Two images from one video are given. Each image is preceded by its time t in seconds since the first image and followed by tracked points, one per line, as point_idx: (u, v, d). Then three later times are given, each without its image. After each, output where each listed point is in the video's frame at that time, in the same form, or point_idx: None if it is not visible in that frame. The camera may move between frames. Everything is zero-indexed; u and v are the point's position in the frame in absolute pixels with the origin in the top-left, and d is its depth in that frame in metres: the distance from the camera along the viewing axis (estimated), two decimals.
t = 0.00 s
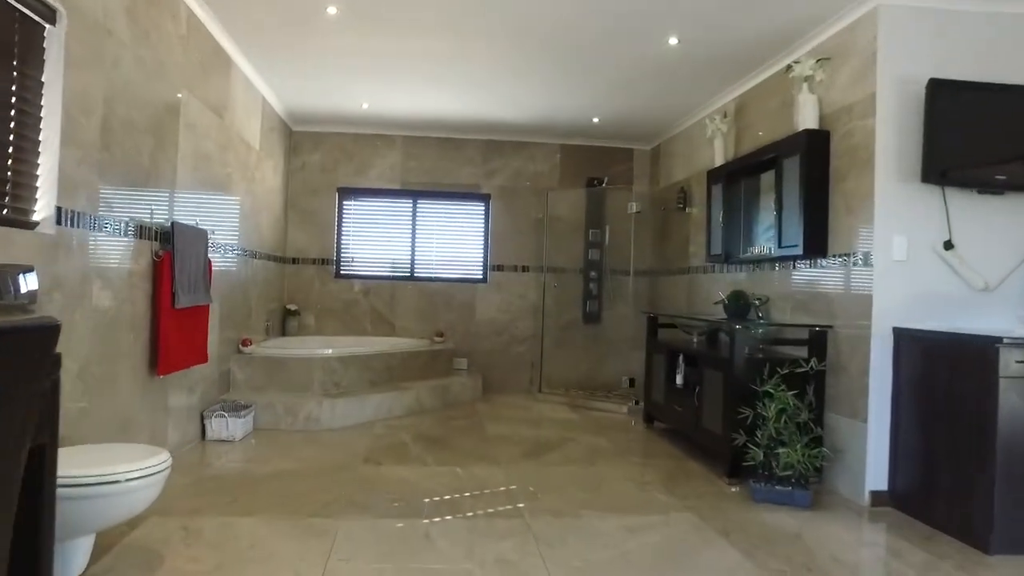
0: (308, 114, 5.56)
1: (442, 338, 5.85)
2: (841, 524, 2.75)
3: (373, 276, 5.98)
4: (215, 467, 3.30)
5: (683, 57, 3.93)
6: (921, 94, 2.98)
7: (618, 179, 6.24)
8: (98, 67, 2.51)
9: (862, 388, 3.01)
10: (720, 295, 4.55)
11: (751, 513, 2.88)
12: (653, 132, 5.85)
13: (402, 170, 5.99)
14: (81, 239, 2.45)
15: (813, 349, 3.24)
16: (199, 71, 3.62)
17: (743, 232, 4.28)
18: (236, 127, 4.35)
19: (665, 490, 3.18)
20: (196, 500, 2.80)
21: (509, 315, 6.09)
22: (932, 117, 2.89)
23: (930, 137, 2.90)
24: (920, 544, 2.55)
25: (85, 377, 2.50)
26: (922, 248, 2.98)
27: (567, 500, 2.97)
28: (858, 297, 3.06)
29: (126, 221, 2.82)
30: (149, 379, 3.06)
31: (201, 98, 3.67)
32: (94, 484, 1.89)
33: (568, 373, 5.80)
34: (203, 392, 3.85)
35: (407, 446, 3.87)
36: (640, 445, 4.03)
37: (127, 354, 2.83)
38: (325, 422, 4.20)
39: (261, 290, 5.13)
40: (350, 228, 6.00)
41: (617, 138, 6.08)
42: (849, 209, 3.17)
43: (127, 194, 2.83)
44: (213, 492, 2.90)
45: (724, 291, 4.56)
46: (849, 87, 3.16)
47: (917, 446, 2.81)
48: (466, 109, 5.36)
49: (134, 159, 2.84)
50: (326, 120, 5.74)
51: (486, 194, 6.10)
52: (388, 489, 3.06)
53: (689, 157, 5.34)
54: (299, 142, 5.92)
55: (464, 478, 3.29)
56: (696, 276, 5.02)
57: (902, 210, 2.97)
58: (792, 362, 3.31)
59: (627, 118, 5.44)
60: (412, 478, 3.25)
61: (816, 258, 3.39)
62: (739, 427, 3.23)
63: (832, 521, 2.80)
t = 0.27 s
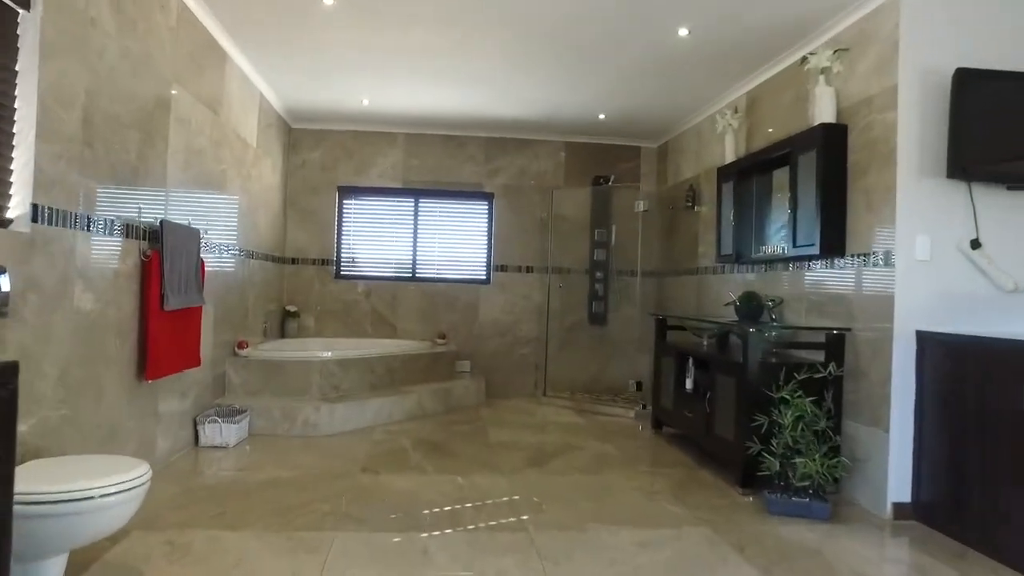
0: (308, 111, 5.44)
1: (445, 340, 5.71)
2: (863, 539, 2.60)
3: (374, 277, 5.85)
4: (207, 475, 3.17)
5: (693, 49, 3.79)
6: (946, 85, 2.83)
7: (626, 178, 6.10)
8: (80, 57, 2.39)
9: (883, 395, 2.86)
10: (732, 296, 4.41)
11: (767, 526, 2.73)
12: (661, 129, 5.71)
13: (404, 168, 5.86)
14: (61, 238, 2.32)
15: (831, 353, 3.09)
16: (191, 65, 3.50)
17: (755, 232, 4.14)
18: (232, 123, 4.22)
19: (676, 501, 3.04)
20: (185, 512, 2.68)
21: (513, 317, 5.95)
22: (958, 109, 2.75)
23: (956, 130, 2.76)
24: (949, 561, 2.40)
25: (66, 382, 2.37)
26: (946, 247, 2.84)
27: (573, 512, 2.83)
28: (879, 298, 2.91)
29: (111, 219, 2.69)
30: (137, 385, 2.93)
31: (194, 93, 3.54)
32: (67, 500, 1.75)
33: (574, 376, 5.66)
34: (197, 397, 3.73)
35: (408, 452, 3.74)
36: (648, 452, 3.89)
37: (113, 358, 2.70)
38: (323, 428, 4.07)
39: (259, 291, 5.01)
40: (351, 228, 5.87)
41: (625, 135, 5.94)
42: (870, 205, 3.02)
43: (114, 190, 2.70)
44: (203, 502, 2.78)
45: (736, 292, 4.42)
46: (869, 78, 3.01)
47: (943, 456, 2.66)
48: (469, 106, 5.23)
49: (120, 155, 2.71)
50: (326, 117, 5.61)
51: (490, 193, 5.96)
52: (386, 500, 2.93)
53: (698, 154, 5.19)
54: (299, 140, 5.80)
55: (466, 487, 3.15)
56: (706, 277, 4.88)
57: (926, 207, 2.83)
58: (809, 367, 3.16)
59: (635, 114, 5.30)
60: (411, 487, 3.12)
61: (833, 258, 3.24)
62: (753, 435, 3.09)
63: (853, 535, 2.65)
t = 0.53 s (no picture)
0: (309, 108, 5.34)
1: (448, 342, 5.61)
2: (885, 551, 2.49)
3: (377, 277, 5.76)
4: (202, 481, 3.07)
5: (704, 42, 3.68)
6: (970, 77, 2.72)
7: (632, 176, 6.00)
8: (67, 47, 2.29)
9: (904, 400, 2.75)
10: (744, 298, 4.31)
11: (784, 536, 2.62)
12: (668, 127, 5.60)
13: (406, 167, 5.76)
14: (48, 236, 2.22)
15: (849, 356, 2.97)
16: (187, 59, 3.40)
17: (767, 231, 4.03)
18: (231, 120, 4.13)
19: (688, 510, 2.93)
20: (178, 520, 2.58)
21: (518, 318, 5.84)
22: (982, 103, 2.66)
23: (979, 124, 2.66)
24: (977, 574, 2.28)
25: (53, 386, 2.27)
26: (971, 247, 2.73)
27: (581, 521, 2.72)
28: (900, 299, 2.80)
29: (102, 217, 2.59)
30: (130, 388, 2.83)
31: (191, 88, 3.45)
32: (47, 512, 1.65)
33: (580, 378, 5.56)
34: (194, 400, 3.63)
35: (410, 458, 3.64)
36: (658, 457, 3.79)
37: (104, 361, 2.61)
38: (323, 432, 3.97)
39: (259, 291, 4.91)
40: (353, 227, 5.77)
41: (631, 133, 5.83)
42: (888, 205, 2.90)
43: (106, 187, 2.60)
44: (197, 511, 2.68)
45: (746, 294, 4.32)
46: (888, 71, 2.90)
47: (969, 464, 2.55)
48: (473, 103, 5.12)
49: (112, 150, 2.62)
50: (328, 115, 5.52)
51: (494, 192, 5.86)
52: (388, 508, 2.82)
53: (707, 152, 5.08)
54: (300, 138, 5.70)
55: (470, 494, 3.05)
56: (716, 277, 4.77)
57: (950, 204, 2.71)
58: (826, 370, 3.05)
59: (642, 111, 5.19)
60: (414, 495, 3.02)
61: (850, 258, 3.13)
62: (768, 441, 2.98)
63: (874, 546, 2.54)
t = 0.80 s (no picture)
0: (310, 106, 5.23)
1: (453, 344, 5.49)
2: (916, 567, 2.36)
3: (380, 278, 5.64)
4: (199, 490, 2.96)
5: (718, 35, 3.55)
6: (1002, 68, 2.60)
7: (641, 175, 5.88)
8: (55, 36, 2.18)
9: (932, 407, 2.62)
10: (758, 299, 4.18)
11: (808, 551, 2.49)
12: (678, 124, 5.48)
13: (410, 166, 5.65)
14: (35, 235, 2.11)
15: (873, 359, 2.85)
16: (184, 53, 3.30)
17: (784, 231, 3.91)
18: (230, 117, 4.02)
19: (705, 522, 2.80)
20: (173, 533, 2.46)
21: (524, 319, 5.73)
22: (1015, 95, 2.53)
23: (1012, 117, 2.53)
24: None
25: (40, 394, 2.16)
26: (1003, 246, 2.61)
27: (594, 534, 2.60)
28: (927, 301, 2.67)
29: (94, 215, 2.48)
30: (123, 393, 2.72)
31: (188, 83, 3.34)
32: (26, 531, 1.54)
33: (588, 382, 5.44)
34: (192, 405, 3.52)
35: (415, 465, 3.52)
36: (671, 465, 3.66)
37: (96, 366, 2.49)
38: (325, 438, 3.85)
39: (260, 293, 4.80)
40: (356, 228, 5.66)
41: (640, 131, 5.72)
42: (913, 203, 2.78)
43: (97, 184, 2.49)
44: (193, 523, 2.56)
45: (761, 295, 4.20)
46: (914, 63, 2.78)
47: (1003, 475, 2.42)
48: (478, 100, 5.01)
49: (104, 146, 2.51)
50: (330, 113, 5.41)
51: (500, 191, 5.75)
52: (391, 519, 2.70)
53: (718, 150, 4.96)
54: (301, 136, 5.59)
55: (477, 504, 2.93)
56: (728, 278, 4.65)
57: (980, 202, 2.59)
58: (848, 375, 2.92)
59: (652, 108, 5.07)
60: (418, 504, 2.90)
61: (873, 258, 3.01)
62: (788, 449, 2.86)
63: (904, 561, 2.41)
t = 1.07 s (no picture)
0: (311, 104, 5.11)
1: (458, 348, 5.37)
2: None
3: (383, 280, 5.52)
4: (194, 503, 2.84)
5: (733, 28, 3.42)
6: None
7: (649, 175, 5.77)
8: (38, 26, 2.05)
9: (965, 417, 2.49)
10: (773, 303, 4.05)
11: (835, 570, 2.36)
12: (687, 123, 5.35)
13: (413, 165, 5.53)
14: (17, 236, 1.99)
15: (899, 367, 2.72)
16: (180, 46, 3.18)
17: (799, 233, 3.80)
18: (228, 114, 3.90)
19: (724, 537, 2.67)
20: (166, 550, 2.34)
21: (530, 322, 5.60)
22: None
23: None
24: None
25: (23, 405, 2.04)
26: None
27: (608, 552, 2.47)
28: (959, 306, 2.54)
29: (83, 215, 2.36)
30: (115, 402, 2.60)
31: (183, 78, 3.22)
32: None
33: (596, 386, 5.32)
34: (188, 412, 3.40)
35: (419, 474, 3.39)
36: (685, 474, 3.53)
37: (85, 373, 2.38)
38: (326, 446, 3.73)
39: (259, 295, 4.68)
40: (358, 228, 5.54)
41: (648, 130, 5.59)
42: (941, 203, 2.65)
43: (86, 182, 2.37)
44: (187, 539, 2.44)
45: (775, 298, 4.07)
46: (943, 55, 2.65)
47: None
48: (483, 97, 4.88)
49: (93, 143, 2.39)
50: (331, 111, 5.29)
51: (505, 191, 5.62)
52: (395, 533, 2.58)
53: (730, 148, 4.83)
54: (302, 135, 5.47)
55: (484, 518, 2.80)
56: (740, 280, 4.52)
57: (1016, 201, 2.46)
58: (873, 383, 2.79)
59: (661, 106, 4.94)
60: (423, 518, 2.77)
61: (898, 260, 2.87)
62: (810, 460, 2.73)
63: None
